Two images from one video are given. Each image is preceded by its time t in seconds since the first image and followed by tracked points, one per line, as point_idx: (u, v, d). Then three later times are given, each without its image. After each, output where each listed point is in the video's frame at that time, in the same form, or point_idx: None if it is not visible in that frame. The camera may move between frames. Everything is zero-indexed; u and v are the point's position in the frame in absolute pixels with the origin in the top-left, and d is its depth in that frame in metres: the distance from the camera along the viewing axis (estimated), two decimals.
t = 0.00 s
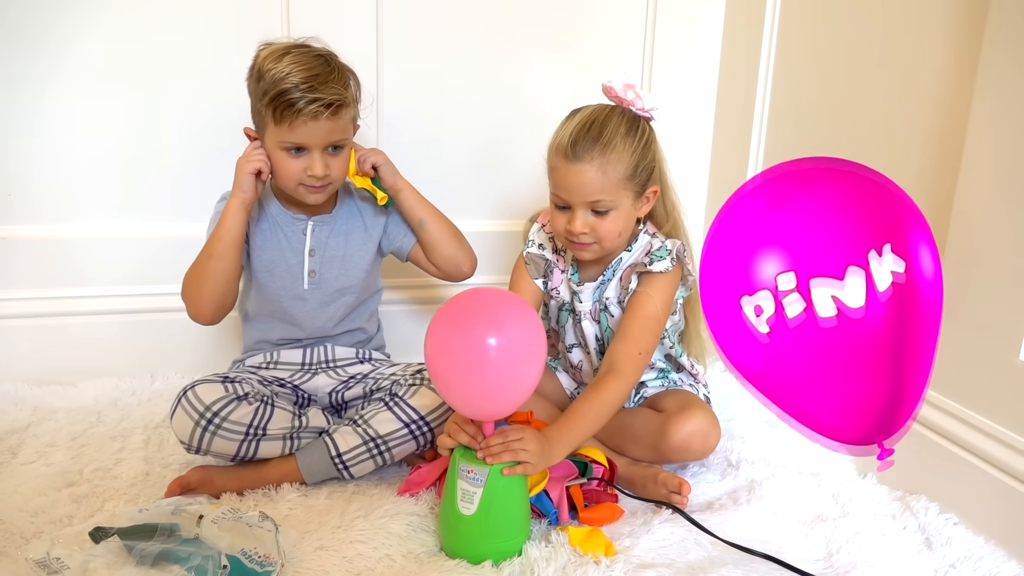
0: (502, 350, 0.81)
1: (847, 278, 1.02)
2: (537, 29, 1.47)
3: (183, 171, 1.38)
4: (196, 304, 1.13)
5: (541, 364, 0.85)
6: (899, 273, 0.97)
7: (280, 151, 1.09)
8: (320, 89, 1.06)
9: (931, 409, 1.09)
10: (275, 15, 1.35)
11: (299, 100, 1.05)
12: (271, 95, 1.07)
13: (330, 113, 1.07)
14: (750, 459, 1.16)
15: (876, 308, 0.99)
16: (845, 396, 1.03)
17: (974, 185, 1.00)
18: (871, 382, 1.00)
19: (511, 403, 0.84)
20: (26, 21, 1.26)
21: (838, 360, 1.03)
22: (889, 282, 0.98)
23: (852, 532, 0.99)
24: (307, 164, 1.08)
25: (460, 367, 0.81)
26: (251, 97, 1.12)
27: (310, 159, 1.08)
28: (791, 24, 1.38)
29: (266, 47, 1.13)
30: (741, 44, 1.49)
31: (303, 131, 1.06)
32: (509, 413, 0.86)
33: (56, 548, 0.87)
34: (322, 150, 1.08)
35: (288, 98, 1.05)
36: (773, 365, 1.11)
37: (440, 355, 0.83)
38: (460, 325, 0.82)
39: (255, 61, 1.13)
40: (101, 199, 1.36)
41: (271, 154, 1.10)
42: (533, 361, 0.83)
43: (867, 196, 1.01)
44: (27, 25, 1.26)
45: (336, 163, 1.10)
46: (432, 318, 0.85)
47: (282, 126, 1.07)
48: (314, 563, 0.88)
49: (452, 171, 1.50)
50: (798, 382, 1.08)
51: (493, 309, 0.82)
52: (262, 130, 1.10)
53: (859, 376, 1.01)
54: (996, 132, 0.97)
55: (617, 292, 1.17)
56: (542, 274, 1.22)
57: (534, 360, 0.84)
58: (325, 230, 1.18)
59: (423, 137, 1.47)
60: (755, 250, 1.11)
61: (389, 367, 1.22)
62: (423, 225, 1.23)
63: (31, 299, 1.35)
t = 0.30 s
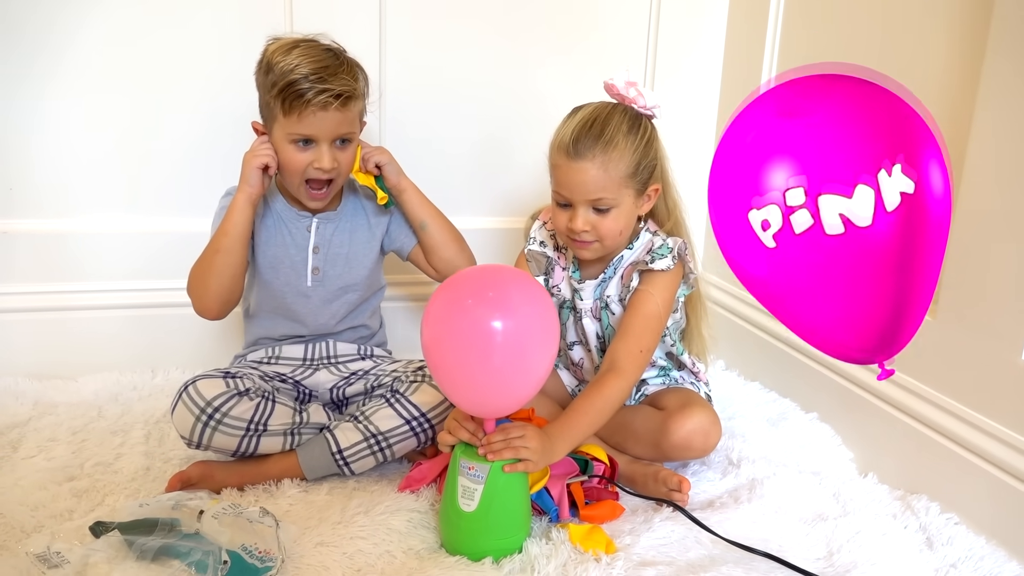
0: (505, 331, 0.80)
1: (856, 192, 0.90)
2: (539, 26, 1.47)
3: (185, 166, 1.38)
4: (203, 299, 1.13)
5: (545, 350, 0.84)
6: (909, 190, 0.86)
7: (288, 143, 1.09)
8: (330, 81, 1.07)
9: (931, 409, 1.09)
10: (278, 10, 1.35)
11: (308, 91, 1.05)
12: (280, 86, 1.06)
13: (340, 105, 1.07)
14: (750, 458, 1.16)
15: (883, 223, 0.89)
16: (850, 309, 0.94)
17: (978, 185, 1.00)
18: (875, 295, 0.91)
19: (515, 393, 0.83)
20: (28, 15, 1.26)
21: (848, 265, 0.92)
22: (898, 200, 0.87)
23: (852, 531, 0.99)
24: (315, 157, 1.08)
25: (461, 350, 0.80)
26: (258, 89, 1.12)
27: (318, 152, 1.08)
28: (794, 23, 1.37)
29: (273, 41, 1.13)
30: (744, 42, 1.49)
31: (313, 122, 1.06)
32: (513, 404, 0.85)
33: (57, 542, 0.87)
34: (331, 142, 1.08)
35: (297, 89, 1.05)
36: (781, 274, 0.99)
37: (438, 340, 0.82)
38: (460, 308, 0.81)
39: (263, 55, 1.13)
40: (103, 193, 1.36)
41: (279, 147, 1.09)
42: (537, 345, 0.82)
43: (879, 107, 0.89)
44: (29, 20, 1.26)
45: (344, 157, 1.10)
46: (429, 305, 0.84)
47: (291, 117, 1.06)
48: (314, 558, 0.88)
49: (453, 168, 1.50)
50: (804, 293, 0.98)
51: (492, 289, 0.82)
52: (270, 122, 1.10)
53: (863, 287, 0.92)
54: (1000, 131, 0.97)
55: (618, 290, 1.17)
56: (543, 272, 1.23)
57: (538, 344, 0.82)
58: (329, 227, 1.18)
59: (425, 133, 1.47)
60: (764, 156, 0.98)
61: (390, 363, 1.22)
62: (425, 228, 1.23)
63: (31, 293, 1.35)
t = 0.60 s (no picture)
0: (498, 317, 0.79)
1: (886, 103, 1.00)
2: (541, 25, 1.46)
3: (186, 165, 1.38)
4: (205, 301, 1.13)
5: (541, 340, 0.82)
6: (942, 109, 0.96)
7: (287, 141, 1.08)
8: (328, 77, 1.07)
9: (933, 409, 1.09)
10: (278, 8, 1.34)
11: (306, 86, 1.05)
12: (279, 83, 1.07)
13: (338, 100, 1.07)
14: (752, 457, 1.16)
15: (909, 141, 0.99)
16: (862, 225, 1.08)
17: (981, 184, 1.00)
18: (892, 202, 1.02)
19: (513, 388, 0.82)
20: (28, 13, 1.25)
21: (867, 175, 1.04)
22: (928, 117, 0.97)
23: (854, 532, 0.98)
24: (314, 154, 1.07)
25: (453, 337, 0.80)
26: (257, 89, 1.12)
27: (316, 149, 1.08)
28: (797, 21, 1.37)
29: (272, 41, 1.13)
30: (746, 41, 1.48)
31: (311, 119, 1.06)
32: (507, 397, 0.83)
33: (56, 541, 0.87)
34: (329, 139, 1.08)
35: (295, 85, 1.06)
36: (799, 173, 1.14)
37: (434, 336, 0.81)
38: (453, 293, 0.80)
39: (262, 55, 1.13)
40: (103, 192, 1.36)
41: (277, 145, 1.09)
42: (532, 334, 0.81)
43: (922, 27, 0.97)
44: (30, 18, 1.26)
45: (343, 154, 1.10)
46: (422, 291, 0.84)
47: (289, 114, 1.06)
48: (314, 558, 0.87)
49: (454, 167, 1.50)
50: (820, 192, 1.12)
51: (487, 274, 0.81)
52: (268, 121, 1.10)
53: (875, 199, 1.04)
54: (1005, 130, 0.96)
55: (620, 290, 1.16)
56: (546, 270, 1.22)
57: (533, 333, 0.81)
58: (330, 226, 1.18)
59: (426, 132, 1.46)
60: (800, 61, 1.11)
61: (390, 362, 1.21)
62: (426, 228, 1.23)
63: (31, 292, 1.35)
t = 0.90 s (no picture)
0: (497, 304, 0.78)
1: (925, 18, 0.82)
2: (541, 24, 1.46)
3: (184, 164, 1.37)
4: (203, 303, 1.12)
5: (541, 331, 0.81)
6: (975, 39, 0.79)
7: (279, 138, 1.08)
8: (315, 71, 1.07)
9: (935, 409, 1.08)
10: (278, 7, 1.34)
11: (293, 81, 1.06)
12: (267, 81, 1.07)
13: (325, 94, 1.07)
14: (753, 458, 1.16)
15: (943, 59, 0.82)
16: (876, 132, 0.91)
17: (983, 183, 0.99)
18: (903, 123, 0.87)
19: (511, 389, 0.82)
20: (26, 12, 1.25)
21: (883, 93, 0.88)
22: (963, 46, 0.80)
23: (856, 532, 0.98)
24: (306, 149, 1.07)
25: (450, 325, 0.79)
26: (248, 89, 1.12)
27: (308, 145, 1.08)
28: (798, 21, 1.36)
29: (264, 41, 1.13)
30: (747, 40, 1.48)
31: (300, 113, 1.06)
32: (505, 390, 0.82)
33: (54, 542, 0.86)
34: (320, 134, 1.08)
35: (282, 80, 1.06)
36: (833, 71, 0.94)
37: (430, 336, 0.80)
38: (450, 279, 0.79)
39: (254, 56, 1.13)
40: (102, 191, 1.35)
41: (269, 143, 1.09)
42: (531, 323, 0.79)
43: None
44: (28, 17, 1.25)
45: (335, 150, 1.10)
46: (415, 277, 0.83)
47: (279, 110, 1.06)
48: (314, 559, 0.87)
49: (455, 167, 1.49)
50: (856, 83, 0.91)
51: (486, 260, 0.80)
52: (260, 119, 1.10)
53: (898, 113, 0.87)
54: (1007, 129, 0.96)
55: (621, 290, 1.16)
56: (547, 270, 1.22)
57: (533, 322, 0.80)
58: (328, 227, 1.17)
59: (426, 131, 1.46)
60: None
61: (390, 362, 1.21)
62: (416, 233, 1.21)
63: (29, 292, 1.34)
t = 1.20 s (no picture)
0: (490, 292, 0.78)
1: None
2: (541, 24, 1.46)
3: (183, 163, 1.37)
4: (194, 294, 1.12)
5: (534, 320, 0.80)
6: None
7: (274, 129, 1.08)
8: (309, 62, 1.07)
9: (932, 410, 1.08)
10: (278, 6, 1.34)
11: (287, 73, 1.06)
12: (261, 74, 1.07)
13: (319, 85, 1.07)
14: (751, 458, 1.16)
15: None
16: (891, 44, 0.92)
17: (981, 184, 0.99)
18: (921, 38, 0.87)
19: (507, 382, 0.81)
20: (25, 10, 1.25)
21: (906, 5, 0.88)
22: None
23: (854, 532, 0.98)
24: (301, 139, 1.08)
25: (441, 313, 0.78)
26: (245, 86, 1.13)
27: (303, 135, 1.08)
28: (797, 20, 1.36)
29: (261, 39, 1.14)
30: (747, 40, 1.48)
31: (295, 104, 1.07)
32: (498, 381, 0.81)
33: (52, 540, 0.86)
34: (315, 125, 1.08)
35: (277, 72, 1.07)
36: None
37: (424, 329, 0.80)
38: (443, 266, 0.79)
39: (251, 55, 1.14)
40: (101, 189, 1.35)
41: (265, 134, 1.09)
42: (524, 312, 0.79)
43: None
44: (28, 16, 1.25)
45: (331, 142, 1.10)
46: (407, 265, 0.83)
47: (274, 102, 1.07)
48: (312, 557, 0.87)
49: (453, 166, 1.49)
50: None
51: (479, 247, 0.80)
52: (256, 113, 1.11)
53: (915, 29, 0.87)
54: (1006, 130, 0.96)
55: (619, 290, 1.16)
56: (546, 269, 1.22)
57: (526, 311, 0.79)
58: (325, 224, 1.17)
59: (425, 130, 1.46)
60: None
61: (389, 361, 1.21)
62: (414, 228, 1.21)
63: (28, 290, 1.34)
